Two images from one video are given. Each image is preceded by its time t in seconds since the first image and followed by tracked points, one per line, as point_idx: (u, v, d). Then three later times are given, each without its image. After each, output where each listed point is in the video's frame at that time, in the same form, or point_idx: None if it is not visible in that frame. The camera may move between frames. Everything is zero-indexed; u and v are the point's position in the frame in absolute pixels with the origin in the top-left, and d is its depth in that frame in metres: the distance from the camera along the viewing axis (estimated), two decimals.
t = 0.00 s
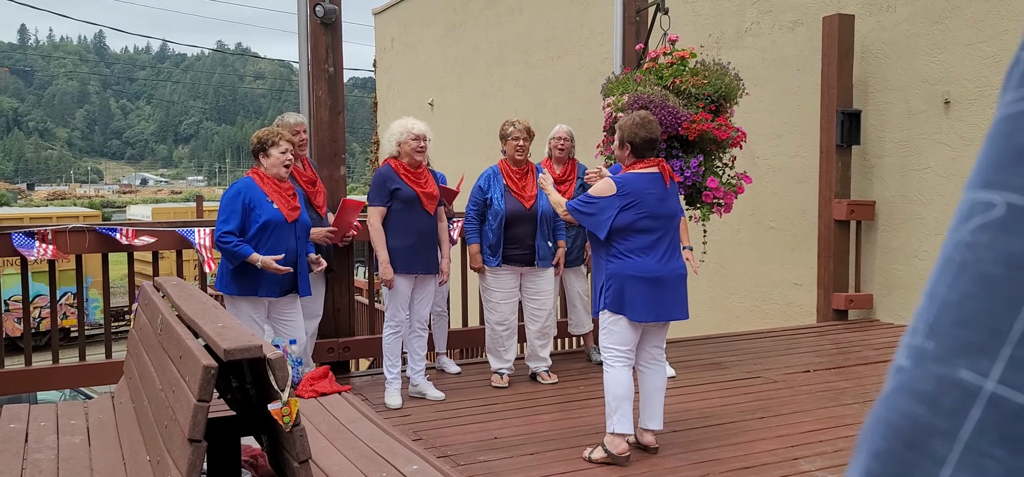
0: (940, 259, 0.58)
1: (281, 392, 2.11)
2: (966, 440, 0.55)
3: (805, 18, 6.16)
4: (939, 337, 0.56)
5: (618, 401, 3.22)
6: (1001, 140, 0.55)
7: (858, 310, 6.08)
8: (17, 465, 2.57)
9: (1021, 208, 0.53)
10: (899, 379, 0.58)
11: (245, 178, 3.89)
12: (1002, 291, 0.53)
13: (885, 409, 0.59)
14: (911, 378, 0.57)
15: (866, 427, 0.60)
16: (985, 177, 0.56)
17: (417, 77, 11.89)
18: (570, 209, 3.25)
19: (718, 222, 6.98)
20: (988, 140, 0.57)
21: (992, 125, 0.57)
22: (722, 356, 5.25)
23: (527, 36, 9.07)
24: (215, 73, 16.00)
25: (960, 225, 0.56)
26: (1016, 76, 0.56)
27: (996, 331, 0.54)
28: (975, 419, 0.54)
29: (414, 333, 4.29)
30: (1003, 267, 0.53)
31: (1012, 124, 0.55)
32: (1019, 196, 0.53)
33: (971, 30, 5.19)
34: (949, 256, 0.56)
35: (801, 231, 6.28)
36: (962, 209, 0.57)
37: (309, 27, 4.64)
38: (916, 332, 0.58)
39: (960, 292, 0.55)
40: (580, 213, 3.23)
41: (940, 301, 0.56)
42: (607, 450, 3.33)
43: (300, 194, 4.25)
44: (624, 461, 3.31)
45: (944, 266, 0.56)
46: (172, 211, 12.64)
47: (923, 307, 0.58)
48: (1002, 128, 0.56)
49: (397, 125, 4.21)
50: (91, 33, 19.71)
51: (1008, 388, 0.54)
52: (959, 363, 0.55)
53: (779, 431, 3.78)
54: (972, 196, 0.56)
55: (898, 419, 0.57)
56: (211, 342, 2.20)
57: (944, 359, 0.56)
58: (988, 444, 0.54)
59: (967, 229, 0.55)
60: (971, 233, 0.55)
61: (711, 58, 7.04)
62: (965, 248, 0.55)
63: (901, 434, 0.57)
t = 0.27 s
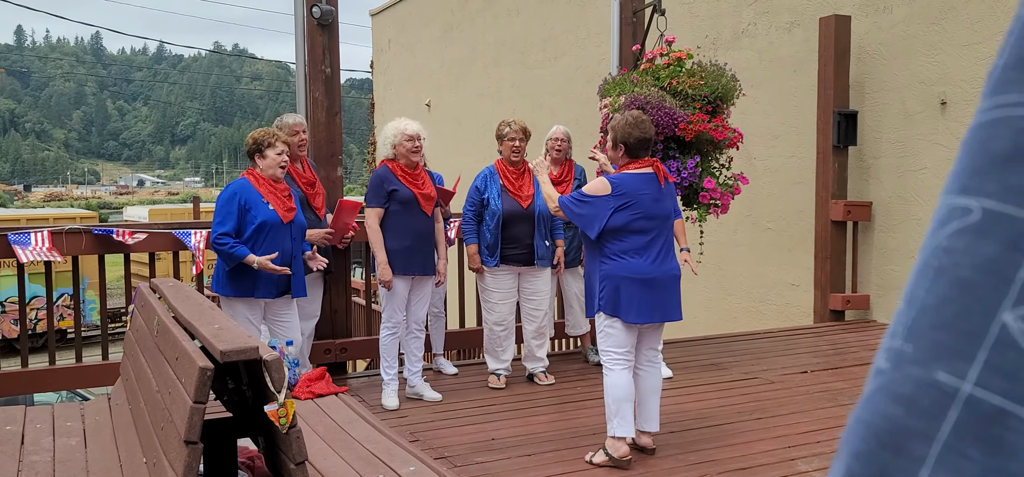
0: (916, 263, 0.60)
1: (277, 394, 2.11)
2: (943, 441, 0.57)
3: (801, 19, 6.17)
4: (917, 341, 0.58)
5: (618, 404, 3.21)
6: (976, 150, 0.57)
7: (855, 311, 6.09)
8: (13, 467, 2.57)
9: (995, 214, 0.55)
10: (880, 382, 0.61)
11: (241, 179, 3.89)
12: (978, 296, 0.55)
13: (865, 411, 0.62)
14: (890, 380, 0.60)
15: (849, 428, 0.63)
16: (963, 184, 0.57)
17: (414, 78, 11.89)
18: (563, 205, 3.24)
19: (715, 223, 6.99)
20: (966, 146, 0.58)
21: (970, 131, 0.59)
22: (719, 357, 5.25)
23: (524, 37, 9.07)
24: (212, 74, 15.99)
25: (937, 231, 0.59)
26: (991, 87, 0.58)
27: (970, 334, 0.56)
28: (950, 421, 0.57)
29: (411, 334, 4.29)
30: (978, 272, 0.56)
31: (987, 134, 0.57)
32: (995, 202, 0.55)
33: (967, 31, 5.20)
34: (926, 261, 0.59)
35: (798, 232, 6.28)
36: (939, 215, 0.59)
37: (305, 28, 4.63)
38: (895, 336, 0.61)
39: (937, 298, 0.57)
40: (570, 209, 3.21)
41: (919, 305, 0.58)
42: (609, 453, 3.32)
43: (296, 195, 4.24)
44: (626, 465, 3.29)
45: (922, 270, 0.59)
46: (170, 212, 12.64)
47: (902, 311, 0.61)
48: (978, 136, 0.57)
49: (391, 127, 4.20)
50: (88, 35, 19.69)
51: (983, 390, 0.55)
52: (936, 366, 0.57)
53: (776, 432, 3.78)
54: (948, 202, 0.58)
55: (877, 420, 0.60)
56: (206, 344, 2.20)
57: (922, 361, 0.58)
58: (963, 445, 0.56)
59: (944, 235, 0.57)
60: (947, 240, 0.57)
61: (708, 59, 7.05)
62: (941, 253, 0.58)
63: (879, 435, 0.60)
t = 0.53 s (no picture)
0: (920, 261, 0.56)
1: (277, 394, 2.11)
2: (974, 435, 0.55)
3: (801, 19, 6.17)
4: (940, 340, 0.55)
5: (618, 408, 3.23)
6: (971, 146, 0.55)
7: (854, 311, 6.09)
8: (13, 467, 2.56)
9: (1008, 212, 0.53)
10: (902, 384, 0.56)
11: (239, 179, 3.89)
12: (997, 291, 0.53)
13: (892, 415, 0.57)
14: (914, 381, 0.56)
15: (870, 432, 0.58)
16: (958, 181, 0.55)
17: (414, 78, 11.89)
18: (558, 210, 3.24)
19: (715, 222, 6.99)
20: (958, 142, 0.56)
21: (961, 128, 0.56)
22: (719, 357, 5.25)
23: (524, 37, 9.07)
24: (212, 74, 16.01)
25: (942, 229, 0.55)
26: (982, 82, 0.55)
27: (992, 330, 0.54)
28: (979, 414, 0.54)
29: (411, 334, 4.29)
30: (995, 269, 0.53)
31: (985, 132, 0.54)
32: (1006, 200, 0.53)
33: (967, 31, 5.20)
34: (935, 259, 0.55)
35: (797, 232, 6.28)
36: (939, 213, 0.55)
37: (305, 27, 4.62)
38: (911, 335, 0.56)
39: (957, 296, 0.54)
40: (565, 212, 3.21)
41: (935, 306, 0.55)
42: (609, 455, 3.33)
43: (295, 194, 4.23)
44: (626, 467, 3.29)
45: (933, 268, 0.55)
46: (169, 213, 12.66)
47: (911, 309, 0.57)
48: (974, 134, 0.55)
49: (388, 128, 4.20)
50: (87, 34, 19.70)
51: (1008, 383, 0.53)
52: (961, 364, 0.54)
53: (776, 432, 3.78)
54: (948, 199, 0.55)
55: (907, 422, 0.56)
56: (206, 344, 2.20)
57: (947, 360, 0.55)
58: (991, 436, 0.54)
59: (953, 232, 0.54)
60: (958, 239, 0.54)
61: (707, 59, 7.05)
62: (954, 252, 0.54)
63: (911, 437, 0.56)
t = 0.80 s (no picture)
0: (932, 255, 0.53)
1: (279, 394, 2.11)
2: (987, 429, 0.52)
3: (802, 19, 6.17)
4: (954, 335, 0.52)
5: (618, 411, 3.24)
6: (984, 138, 0.52)
7: (855, 312, 6.09)
8: (15, 467, 2.56)
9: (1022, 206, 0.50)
10: (914, 379, 0.53)
11: (239, 179, 3.88)
12: (1012, 284, 0.51)
13: (907, 409, 0.54)
14: (928, 376, 0.53)
15: (881, 427, 0.56)
16: (970, 174, 0.52)
17: (415, 78, 11.90)
18: (553, 209, 3.23)
19: (716, 223, 6.99)
20: (972, 132, 0.53)
21: (972, 121, 0.53)
22: (720, 358, 5.24)
23: (524, 38, 9.08)
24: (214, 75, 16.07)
25: (955, 223, 0.52)
26: (993, 81, 0.52)
27: (1006, 324, 0.51)
28: (992, 410, 0.52)
29: (412, 334, 4.28)
30: (1009, 264, 0.50)
31: (999, 127, 0.51)
32: (1020, 195, 0.50)
33: (969, 31, 5.20)
34: (948, 254, 0.52)
35: (799, 233, 6.28)
36: (952, 207, 0.53)
37: (306, 28, 4.62)
38: (924, 330, 0.53)
39: (971, 291, 0.51)
40: (560, 211, 3.21)
41: (947, 301, 0.52)
42: (611, 456, 3.32)
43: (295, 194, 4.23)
44: (627, 469, 3.30)
45: (947, 262, 0.52)
46: (170, 213, 12.67)
47: (924, 303, 0.54)
48: (988, 129, 0.52)
49: (388, 129, 4.20)
50: (89, 35, 19.71)
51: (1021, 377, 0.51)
52: (974, 358, 0.52)
53: (777, 432, 3.78)
54: (960, 193, 0.52)
55: (922, 417, 0.53)
56: (208, 343, 2.20)
57: (960, 355, 0.52)
58: (1006, 429, 0.51)
59: (968, 226, 0.51)
60: (972, 234, 0.51)
61: (708, 59, 7.05)
62: (968, 247, 0.51)
63: (925, 431, 0.54)
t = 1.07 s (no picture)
0: (935, 245, 0.55)
1: (279, 392, 2.10)
2: (988, 422, 0.55)
3: (803, 19, 6.16)
4: (955, 327, 0.54)
5: (617, 412, 3.24)
6: (987, 129, 0.55)
7: (856, 311, 6.09)
8: (15, 464, 2.56)
9: None
10: (916, 371, 0.56)
11: (237, 176, 3.87)
12: (1014, 276, 0.53)
13: (909, 403, 0.56)
14: (930, 368, 0.55)
15: (882, 420, 0.58)
16: (973, 167, 0.55)
17: (414, 78, 11.89)
18: (549, 204, 3.24)
19: (716, 222, 6.98)
20: (976, 126, 0.56)
21: (975, 112, 0.56)
22: (720, 357, 5.24)
23: (525, 37, 9.07)
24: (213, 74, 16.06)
25: (958, 214, 0.54)
26: (999, 68, 0.55)
27: (1007, 315, 0.53)
28: (994, 403, 0.54)
29: (412, 333, 4.28)
30: (1013, 255, 0.53)
31: (1003, 115, 0.54)
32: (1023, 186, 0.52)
33: (969, 30, 5.20)
34: (951, 244, 0.54)
35: (799, 233, 6.27)
36: (956, 197, 0.55)
37: (307, 27, 4.62)
38: (926, 322, 0.55)
39: (974, 282, 0.53)
40: (556, 207, 3.21)
41: (951, 292, 0.54)
42: (611, 455, 3.32)
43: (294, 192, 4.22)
44: (627, 468, 3.30)
45: (950, 252, 0.54)
46: (170, 212, 12.66)
47: (925, 295, 0.56)
48: (991, 117, 0.55)
49: (387, 127, 4.19)
50: (88, 33, 19.68)
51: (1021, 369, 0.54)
52: (977, 350, 0.54)
53: (777, 432, 3.78)
54: (964, 183, 0.55)
55: (924, 409, 0.56)
56: (207, 341, 2.20)
57: (963, 347, 0.54)
58: (1006, 421, 0.54)
59: (970, 217, 0.54)
60: (974, 224, 0.54)
61: (709, 59, 7.05)
62: (971, 237, 0.54)
63: (927, 424, 0.56)
